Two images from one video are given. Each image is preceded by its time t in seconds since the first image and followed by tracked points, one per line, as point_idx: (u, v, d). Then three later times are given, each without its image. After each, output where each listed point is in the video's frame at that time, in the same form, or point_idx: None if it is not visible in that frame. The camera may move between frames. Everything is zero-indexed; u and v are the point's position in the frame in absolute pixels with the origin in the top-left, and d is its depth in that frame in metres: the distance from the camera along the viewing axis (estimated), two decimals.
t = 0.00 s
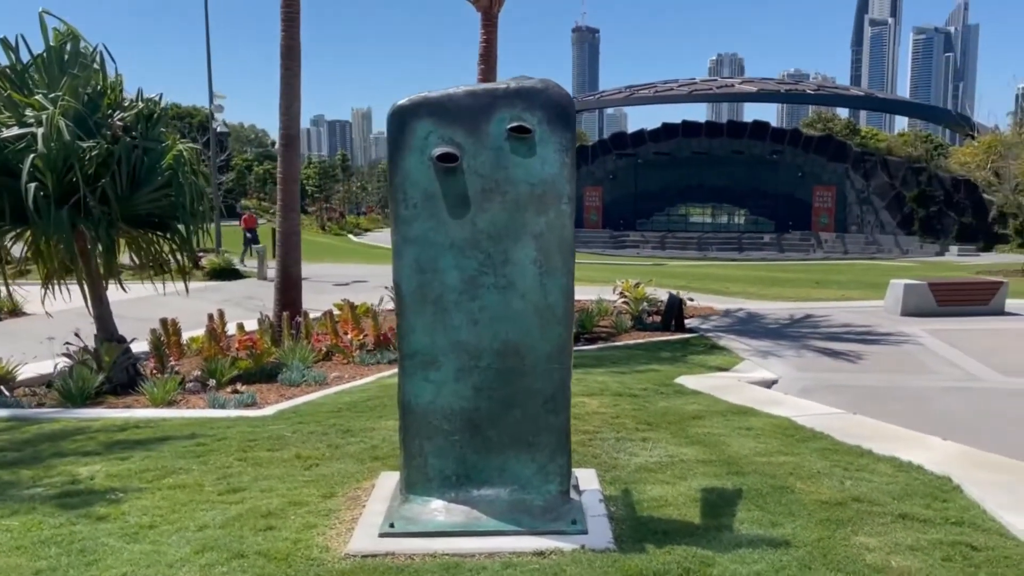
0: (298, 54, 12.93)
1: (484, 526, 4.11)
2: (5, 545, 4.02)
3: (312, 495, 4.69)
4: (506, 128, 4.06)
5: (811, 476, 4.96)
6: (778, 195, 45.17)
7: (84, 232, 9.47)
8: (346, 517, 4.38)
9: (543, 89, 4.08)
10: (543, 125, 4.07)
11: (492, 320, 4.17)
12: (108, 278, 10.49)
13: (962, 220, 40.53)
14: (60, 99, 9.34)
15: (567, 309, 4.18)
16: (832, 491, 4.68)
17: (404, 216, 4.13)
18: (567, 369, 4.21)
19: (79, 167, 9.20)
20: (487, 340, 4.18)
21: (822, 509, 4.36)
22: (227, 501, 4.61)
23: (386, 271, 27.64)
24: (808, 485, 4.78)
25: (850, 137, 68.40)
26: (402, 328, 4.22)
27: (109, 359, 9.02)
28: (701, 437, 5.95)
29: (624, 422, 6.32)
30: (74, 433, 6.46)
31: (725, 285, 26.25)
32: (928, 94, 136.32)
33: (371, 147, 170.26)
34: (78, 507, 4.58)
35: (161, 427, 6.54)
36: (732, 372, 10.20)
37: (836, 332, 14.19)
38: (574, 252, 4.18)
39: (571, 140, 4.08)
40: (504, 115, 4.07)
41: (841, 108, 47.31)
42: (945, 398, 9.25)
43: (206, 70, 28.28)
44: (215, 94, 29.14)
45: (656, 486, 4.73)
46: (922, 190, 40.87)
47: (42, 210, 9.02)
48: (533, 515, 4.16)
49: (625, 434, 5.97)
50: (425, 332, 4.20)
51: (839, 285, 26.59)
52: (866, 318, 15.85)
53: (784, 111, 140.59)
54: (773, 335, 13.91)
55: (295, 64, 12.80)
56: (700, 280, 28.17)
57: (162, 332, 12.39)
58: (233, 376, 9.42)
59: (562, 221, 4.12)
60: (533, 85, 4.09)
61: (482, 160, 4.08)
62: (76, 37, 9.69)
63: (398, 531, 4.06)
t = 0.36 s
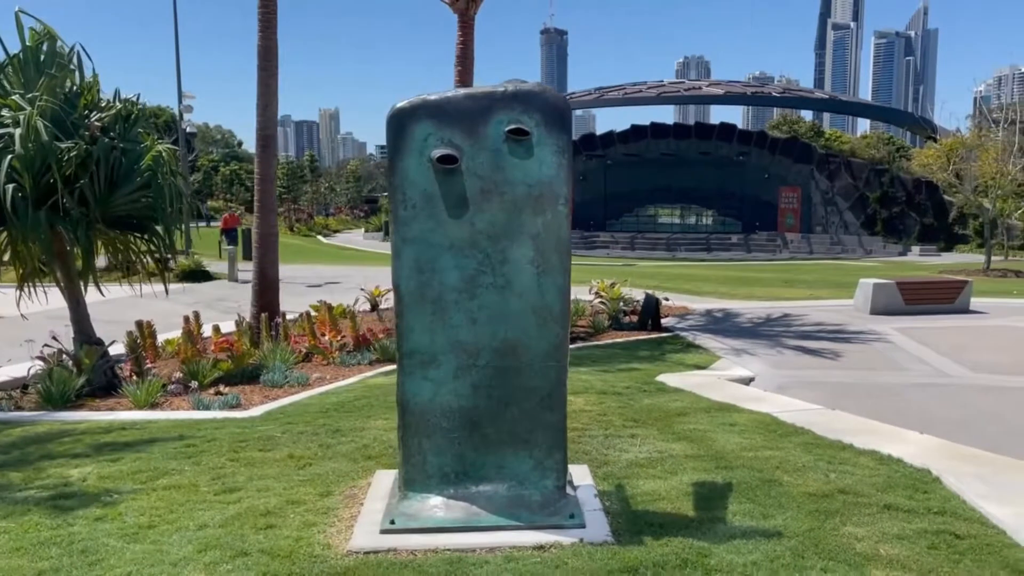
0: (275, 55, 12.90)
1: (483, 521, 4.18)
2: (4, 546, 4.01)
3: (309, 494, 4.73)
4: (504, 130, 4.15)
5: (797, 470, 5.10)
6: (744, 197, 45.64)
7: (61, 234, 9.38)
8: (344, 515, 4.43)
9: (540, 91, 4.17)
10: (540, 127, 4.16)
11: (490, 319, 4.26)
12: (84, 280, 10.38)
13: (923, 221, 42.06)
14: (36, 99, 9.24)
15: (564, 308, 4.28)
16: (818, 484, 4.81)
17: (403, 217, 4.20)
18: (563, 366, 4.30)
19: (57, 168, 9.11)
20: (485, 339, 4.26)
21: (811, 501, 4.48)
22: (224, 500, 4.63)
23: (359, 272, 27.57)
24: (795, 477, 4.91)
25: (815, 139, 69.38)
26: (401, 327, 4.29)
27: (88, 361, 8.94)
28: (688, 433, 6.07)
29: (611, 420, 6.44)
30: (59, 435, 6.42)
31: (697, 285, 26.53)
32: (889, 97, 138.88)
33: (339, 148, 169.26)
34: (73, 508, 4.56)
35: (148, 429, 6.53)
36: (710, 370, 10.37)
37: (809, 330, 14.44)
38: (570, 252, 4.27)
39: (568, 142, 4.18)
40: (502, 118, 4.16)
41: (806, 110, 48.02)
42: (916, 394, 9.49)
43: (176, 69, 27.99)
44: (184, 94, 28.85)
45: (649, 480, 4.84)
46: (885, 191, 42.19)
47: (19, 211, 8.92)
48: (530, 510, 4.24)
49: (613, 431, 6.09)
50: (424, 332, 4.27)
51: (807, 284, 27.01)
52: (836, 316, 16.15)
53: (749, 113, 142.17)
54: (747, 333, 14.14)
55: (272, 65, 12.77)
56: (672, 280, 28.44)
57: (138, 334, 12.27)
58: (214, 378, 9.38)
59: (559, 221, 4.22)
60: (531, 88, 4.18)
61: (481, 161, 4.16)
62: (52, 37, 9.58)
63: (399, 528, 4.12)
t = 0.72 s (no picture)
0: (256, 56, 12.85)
1: (487, 521, 4.23)
2: (8, 551, 4.01)
3: (311, 496, 4.76)
4: (506, 135, 4.22)
5: (788, 468, 5.20)
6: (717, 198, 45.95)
7: (43, 236, 9.28)
8: (347, 516, 4.47)
9: (542, 98, 4.25)
10: (541, 133, 4.24)
11: (492, 322, 4.32)
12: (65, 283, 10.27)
13: (893, 223, 41.93)
14: (18, 101, 9.14)
15: (564, 310, 4.35)
16: (810, 481, 4.91)
17: (406, 221, 4.25)
18: (564, 368, 4.37)
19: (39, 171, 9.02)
20: (487, 341, 4.32)
21: (804, 498, 4.59)
22: (226, 503, 4.65)
23: (337, 275, 27.50)
24: (787, 475, 5.02)
25: (787, 142, 70.14)
26: (403, 330, 4.33)
27: (73, 365, 8.87)
28: (679, 433, 6.18)
29: (603, 421, 6.53)
30: (49, 440, 6.38)
31: (674, 287, 26.76)
32: (858, 99, 140.70)
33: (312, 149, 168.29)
34: (74, 513, 4.56)
35: (140, 433, 6.51)
36: (694, 371, 10.50)
37: (788, 331, 14.66)
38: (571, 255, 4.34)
39: (568, 147, 4.25)
40: (504, 123, 4.23)
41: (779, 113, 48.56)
42: (895, 393, 9.68)
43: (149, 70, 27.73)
44: (159, 95, 28.61)
45: (645, 480, 4.93)
46: (855, 194, 42.32)
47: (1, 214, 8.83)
48: (532, 510, 4.30)
49: (606, 432, 6.17)
50: (427, 334, 4.32)
51: (782, 285, 27.32)
52: (813, 317, 16.38)
53: (721, 115, 143.38)
54: (727, 334, 14.32)
55: (253, 66, 12.71)
56: (650, 281, 28.65)
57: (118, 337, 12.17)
58: (201, 382, 9.34)
59: (560, 225, 4.28)
60: (532, 94, 4.26)
61: (483, 166, 4.23)
62: (33, 38, 9.48)
63: (404, 528, 4.16)
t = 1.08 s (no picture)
0: (242, 57, 12.80)
1: (489, 521, 4.25)
2: (6, 556, 3.97)
3: (310, 498, 4.76)
4: (507, 137, 4.24)
5: (783, 466, 5.26)
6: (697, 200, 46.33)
7: (29, 238, 9.18)
8: (348, 517, 4.47)
9: (542, 99, 4.28)
10: (541, 134, 4.27)
11: (493, 323, 4.34)
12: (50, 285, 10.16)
13: (869, 224, 42.09)
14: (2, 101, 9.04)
15: (564, 311, 4.38)
16: (806, 479, 4.98)
17: (407, 223, 4.26)
18: (564, 368, 4.40)
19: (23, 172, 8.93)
20: (488, 342, 4.34)
21: (801, 496, 4.65)
22: (225, 505, 4.64)
23: (319, 276, 27.42)
24: (782, 473, 5.08)
25: (765, 144, 70.77)
26: (404, 331, 4.34)
27: (59, 368, 8.78)
28: (671, 432, 6.23)
29: (596, 421, 6.57)
30: (39, 444, 6.32)
31: (656, 288, 26.91)
32: (834, 102, 142.19)
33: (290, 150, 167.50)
34: (71, 516, 4.53)
35: (131, 436, 6.46)
36: (681, 371, 10.57)
37: (771, 332, 14.80)
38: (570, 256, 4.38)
39: (568, 149, 4.29)
40: (504, 126, 4.26)
41: (758, 116, 48.96)
42: (880, 392, 9.80)
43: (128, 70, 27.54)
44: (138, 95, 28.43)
45: (642, 479, 4.97)
46: (832, 196, 42.58)
47: None
48: (533, 510, 4.32)
49: (599, 432, 6.21)
50: (428, 336, 4.34)
51: (762, 286, 27.56)
52: (795, 317, 16.55)
53: (699, 118, 144.48)
54: (712, 335, 14.43)
55: (239, 68, 12.66)
56: (631, 282, 28.82)
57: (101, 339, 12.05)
58: (189, 384, 9.28)
59: (559, 227, 4.32)
60: (532, 95, 4.29)
61: (484, 167, 4.25)
62: (17, 38, 9.38)
63: (405, 529, 4.17)
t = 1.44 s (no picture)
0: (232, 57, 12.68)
1: (495, 524, 4.19)
2: (3, 562, 3.88)
3: (311, 501, 4.69)
4: (513, 134, 4.19)
5: (787, 467, 5.23)
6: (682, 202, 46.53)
7: (16, 239, 9.04)
8: (351, 521, 4.39)
9: (548, 96, 4.23)
10: (548, 132, 4.21)
11: (499, 323, 4.28)
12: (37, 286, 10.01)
13: (852, 227, 42.36)
14: None
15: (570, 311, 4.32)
16: (811, 480, 4.95)
17: (411, 221, 4.20)
18: (569, 369, 4.35)
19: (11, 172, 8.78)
20: (493, 342, 4.29)
21: (808, 497, 4.62)
22: (224, 509, 4.56)
23: (306, 278, 27.31)
24: (787, 475, 5.05)
25: (750, 146, 71.10)
26: (408, 331, 4.28)
27: (47, 371, 8.65)
28: (673, 433, 6.19)
29: (596, 422, 6.52)
30: (30, 448, 6.21)
31: (644, 289, 26.96)
32: (818, 104, 143.13)
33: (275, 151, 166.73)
34: (67, 521, 4.44)
35: (124, 440, 6.36)
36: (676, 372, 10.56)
37: (763, 332, 14.83)
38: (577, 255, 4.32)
39: (574, 147, 4.24)
40: (510, 123, 4.20)
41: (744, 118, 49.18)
42: (873, 392, 9.81)
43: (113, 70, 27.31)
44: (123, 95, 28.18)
45: (647, 480, 4.92)
46: (815, 198, 42.72)
47: None
48: (539, 512, 4.27)
49: (601, 433, 6.16)
50: (432, 336, 4.28)
51: (750, 287, 27.64)
52: (786, 318, 16.58)
53: (684, 120, 145.00)
54: (704, 335, 14.44)
55: (229, 68, 12.54)
56: (619, 284, 28.85)
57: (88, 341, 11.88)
58: (180, 387, 9.17)
59: (566, 225, 4.26)
60: (538, 92, 4.23)
61: (489, 166, 4.19)
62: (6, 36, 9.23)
63: (410, 532, 4.10)
